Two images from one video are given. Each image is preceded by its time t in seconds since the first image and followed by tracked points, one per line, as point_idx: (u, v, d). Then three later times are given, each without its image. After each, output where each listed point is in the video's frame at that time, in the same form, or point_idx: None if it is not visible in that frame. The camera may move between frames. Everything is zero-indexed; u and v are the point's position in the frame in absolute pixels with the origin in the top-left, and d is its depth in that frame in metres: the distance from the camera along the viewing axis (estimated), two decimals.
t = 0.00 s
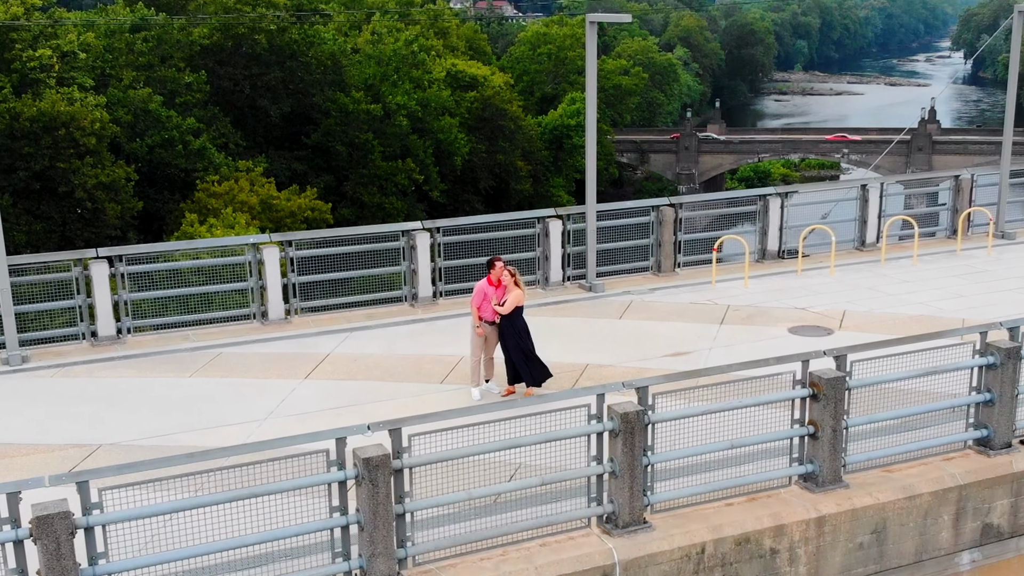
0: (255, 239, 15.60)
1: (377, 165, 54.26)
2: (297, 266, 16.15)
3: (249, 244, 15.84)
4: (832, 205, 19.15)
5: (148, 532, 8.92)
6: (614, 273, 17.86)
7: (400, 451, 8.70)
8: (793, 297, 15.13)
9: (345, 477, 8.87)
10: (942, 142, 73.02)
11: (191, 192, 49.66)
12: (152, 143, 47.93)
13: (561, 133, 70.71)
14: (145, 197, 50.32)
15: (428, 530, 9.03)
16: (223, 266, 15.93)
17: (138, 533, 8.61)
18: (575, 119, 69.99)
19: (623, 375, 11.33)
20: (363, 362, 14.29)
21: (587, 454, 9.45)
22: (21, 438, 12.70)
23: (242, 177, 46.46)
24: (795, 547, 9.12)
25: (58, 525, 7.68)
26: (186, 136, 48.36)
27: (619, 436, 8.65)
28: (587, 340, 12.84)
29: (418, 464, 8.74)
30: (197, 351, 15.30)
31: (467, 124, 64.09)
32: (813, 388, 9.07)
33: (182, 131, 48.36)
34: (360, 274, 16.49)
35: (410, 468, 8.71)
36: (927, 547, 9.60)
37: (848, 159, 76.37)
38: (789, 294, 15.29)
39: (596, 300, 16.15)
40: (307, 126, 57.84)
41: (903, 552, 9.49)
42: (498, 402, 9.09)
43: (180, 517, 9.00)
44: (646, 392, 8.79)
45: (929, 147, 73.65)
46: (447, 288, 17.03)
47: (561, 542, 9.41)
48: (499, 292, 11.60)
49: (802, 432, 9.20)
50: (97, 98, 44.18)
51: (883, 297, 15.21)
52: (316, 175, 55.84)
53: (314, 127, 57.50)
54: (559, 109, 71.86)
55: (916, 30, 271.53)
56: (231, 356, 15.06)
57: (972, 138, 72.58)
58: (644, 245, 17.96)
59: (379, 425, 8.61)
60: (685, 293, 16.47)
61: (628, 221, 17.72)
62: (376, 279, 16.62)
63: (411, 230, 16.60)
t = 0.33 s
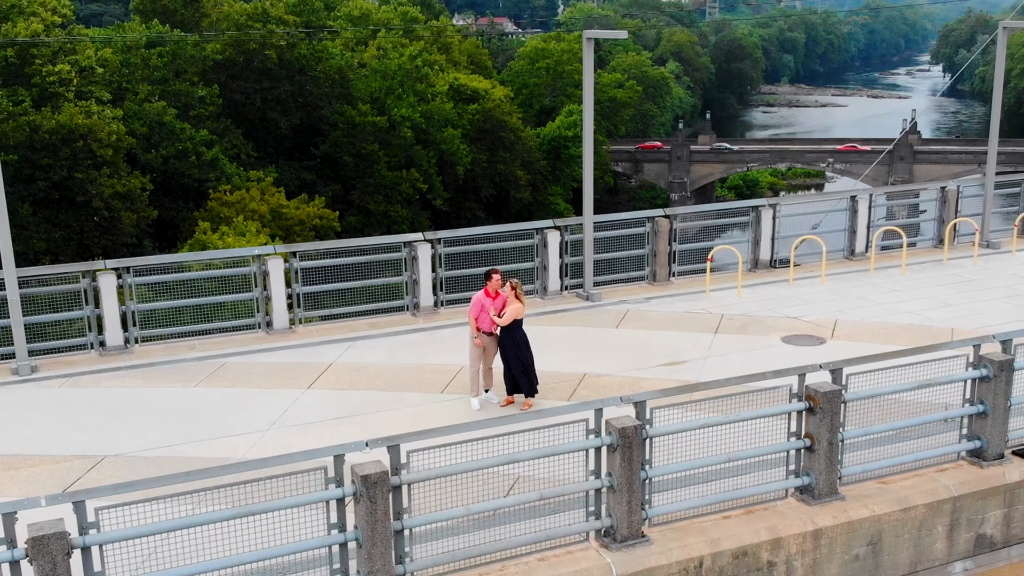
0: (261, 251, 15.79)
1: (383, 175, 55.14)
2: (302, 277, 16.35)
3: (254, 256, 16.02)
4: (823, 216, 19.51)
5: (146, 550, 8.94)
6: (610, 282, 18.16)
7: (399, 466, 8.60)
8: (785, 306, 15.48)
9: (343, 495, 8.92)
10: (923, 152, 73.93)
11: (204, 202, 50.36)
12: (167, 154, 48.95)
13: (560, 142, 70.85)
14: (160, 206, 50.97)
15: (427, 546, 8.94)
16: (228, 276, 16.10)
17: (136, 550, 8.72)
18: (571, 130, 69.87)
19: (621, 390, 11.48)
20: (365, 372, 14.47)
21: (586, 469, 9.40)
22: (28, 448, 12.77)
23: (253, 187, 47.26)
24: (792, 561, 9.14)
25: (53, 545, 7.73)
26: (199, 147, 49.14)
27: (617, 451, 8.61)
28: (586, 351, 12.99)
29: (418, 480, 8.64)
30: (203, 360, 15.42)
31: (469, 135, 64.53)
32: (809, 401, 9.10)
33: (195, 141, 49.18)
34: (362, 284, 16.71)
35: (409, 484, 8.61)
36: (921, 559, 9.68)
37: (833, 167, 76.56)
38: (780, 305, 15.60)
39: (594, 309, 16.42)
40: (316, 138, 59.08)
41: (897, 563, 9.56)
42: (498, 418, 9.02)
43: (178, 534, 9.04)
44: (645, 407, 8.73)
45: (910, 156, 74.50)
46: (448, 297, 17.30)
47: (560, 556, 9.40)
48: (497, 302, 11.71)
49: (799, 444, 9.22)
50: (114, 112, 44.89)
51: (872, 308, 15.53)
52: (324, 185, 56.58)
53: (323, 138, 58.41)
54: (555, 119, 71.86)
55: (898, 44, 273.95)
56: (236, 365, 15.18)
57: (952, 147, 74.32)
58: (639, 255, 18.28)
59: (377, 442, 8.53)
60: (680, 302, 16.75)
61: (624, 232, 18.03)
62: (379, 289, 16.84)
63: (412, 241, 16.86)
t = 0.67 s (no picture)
0: (265, 264, 15.82)
1: (388, 184, 55.41)
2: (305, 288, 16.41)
3: (259, 268, 16.04)
4: (812, 227, 19.81)
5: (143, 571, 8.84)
6: (606, 293, 18.36)
7: (396, 487, 8.43)
8: (777, 315, 15.69)
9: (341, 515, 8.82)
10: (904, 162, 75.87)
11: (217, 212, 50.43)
12: (182, 165, 49.10)
13: (557, 153, 72.00)
14: (174, 215, 51.03)
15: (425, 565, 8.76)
16: (233, 288, 16.11)
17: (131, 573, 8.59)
18: (569, 142, 70.72)
19: (618, 405, 11.64)
20: (367, 381, 14.51)
21: (584, 486, 9.22)
22: (34, 462, 12.70)
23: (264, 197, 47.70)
24: None
25: (48, 570, 7.46)
26: (212, 158, 49.33)
27: (616, 468, 8.55)
28: (584, 364, 13.07)
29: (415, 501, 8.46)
30: (208, 371, 15.44)
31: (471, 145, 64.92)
32: (807, 417, 9.05)
33: (208, 152, 49.34)
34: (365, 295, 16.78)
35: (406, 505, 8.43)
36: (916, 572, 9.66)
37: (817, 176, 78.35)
38: (772, 314, 15.80)
39: (592, 318, 16.51)
40: (325, 150, 59.26)
41: None
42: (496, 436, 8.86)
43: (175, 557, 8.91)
44: (643, 424, 8.65)
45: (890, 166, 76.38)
46: (449, 307, 17.43)
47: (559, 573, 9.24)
48: (493, 313, 11.84)
49: (797, 460, 9.18)
50: (132, 125, 45.21)
51: (864, 317, 15.71)
52: (333, 196, 56.54)
53: (331, 150, 58.85)
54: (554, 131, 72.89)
55: (876, 60, 276.11)
56: (240, 376, 15.20)
57: (932, 157, 75.38)
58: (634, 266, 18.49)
59: (375, 462, 8.36)
60: (674, 312, 16.91)
61: (620, 243, 18.24)
62: (381, 300, 16.97)
63: (414, 252, 17.06)
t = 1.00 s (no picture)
0: (270, 275, 15.80)
1: (394, 192, 55.65)
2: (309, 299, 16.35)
3: (262, 279, 16.02)
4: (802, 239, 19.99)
5: None
6: (602, 302, 18.49)
7: (392, 507, 8.09)
8: (771, 325, 16.29)
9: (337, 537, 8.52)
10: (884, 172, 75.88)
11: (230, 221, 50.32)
12: (197, 175, 48.81)
13: (556, 162, 71.75)
14: (188, 224, 50.78)
15: None
16: (238, 299, 16.10)
17: None
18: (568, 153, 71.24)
19: (615, 417, 12.00)
20: (368, 392, 14.46)
21: (582, 504, 8.92)
22: (36, 475, 12.58)
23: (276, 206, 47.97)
24: None
25: None
26: (226, 169, 49.25)
27: (613, 486, 8.47)
28: (580, 380, 13.10)
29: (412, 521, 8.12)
30: (212, 381, 15.42)
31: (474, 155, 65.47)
32: (805, 433, 8.99)
33: (221, 163, 49.24)
34: (368, 305, 16.78)
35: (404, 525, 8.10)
36: None
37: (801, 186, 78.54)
38: (766, 324, 16.33)
39: (590, 328, 16.60)
40: (333, 162, 59.19)
41: None
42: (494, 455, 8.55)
43: None
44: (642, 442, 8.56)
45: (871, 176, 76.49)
46: (450, 317, 17.44)
47: None
48: (488, 326, 11.80)
49: (795, 476, 9.12)
50: (147, 138, 45.49)
51: (856, 330, 15.82)
52: (341, 205, 56.73)
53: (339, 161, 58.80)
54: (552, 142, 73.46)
55: (856, 73, 276.99)
56: (244, 387, 15.16)
57: (912, 166, 75.34)
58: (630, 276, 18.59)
59: (371, 481, 8.00)
60: (667, 323, 16.99)
61: (615, 254, 18.31)
62: (384, 309, 16.97)
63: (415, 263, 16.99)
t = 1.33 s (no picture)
0: (274, 287, 15.80)
1: (400, 201, 55.32)
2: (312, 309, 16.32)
3: (267, 290, 15.99)
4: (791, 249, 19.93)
5: None
6: (598, 311, 18.46)
7: (388, 530, 7.82)
8: (763, 335, 16.30)
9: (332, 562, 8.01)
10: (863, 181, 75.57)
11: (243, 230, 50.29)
12: (212, 185, 48.87)
13: (553, 173, 73.95)
14: (203, 232, 50.67)
15: None
16: (242, 310, 16.06)
17: None
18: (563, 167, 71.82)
19: (613, 429, 12.01)
20: (370, 402, 14.39)
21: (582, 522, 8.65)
22: (40, 487, 12.38)
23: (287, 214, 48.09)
24: None
25: None
26: (239, 179, 49.25)
27: (612, 505, 8.28)
28: (575, 397, 13.05)
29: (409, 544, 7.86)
30: (217, 392, 15.32)
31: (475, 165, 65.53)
32: (804, 449, 8.88)
33: (235, 174, 49.25)
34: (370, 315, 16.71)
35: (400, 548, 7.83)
36: None
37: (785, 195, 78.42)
38: (759, 334, 16.36)
39: (587, 337, 16.52)
40: (342, 172, 58.99)
41: None
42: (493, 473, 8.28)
43: None
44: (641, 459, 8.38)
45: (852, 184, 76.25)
46: (450, 327, 17.37)
47: None
48: (485, 338, 11.76)
49: (793, 492, 9.00)
50: (164, 150, 45.67)
51: (848, 340, 15.83)
52: (350, 213, 56.46)
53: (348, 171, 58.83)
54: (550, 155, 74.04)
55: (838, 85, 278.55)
56: (248, 397, 15.08)
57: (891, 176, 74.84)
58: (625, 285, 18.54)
59: (367, 504, 7.66)
60: (665, 332, 16.97)
61: (610, 264, 18.32)
62: (385, 319, 16.93)
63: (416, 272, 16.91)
